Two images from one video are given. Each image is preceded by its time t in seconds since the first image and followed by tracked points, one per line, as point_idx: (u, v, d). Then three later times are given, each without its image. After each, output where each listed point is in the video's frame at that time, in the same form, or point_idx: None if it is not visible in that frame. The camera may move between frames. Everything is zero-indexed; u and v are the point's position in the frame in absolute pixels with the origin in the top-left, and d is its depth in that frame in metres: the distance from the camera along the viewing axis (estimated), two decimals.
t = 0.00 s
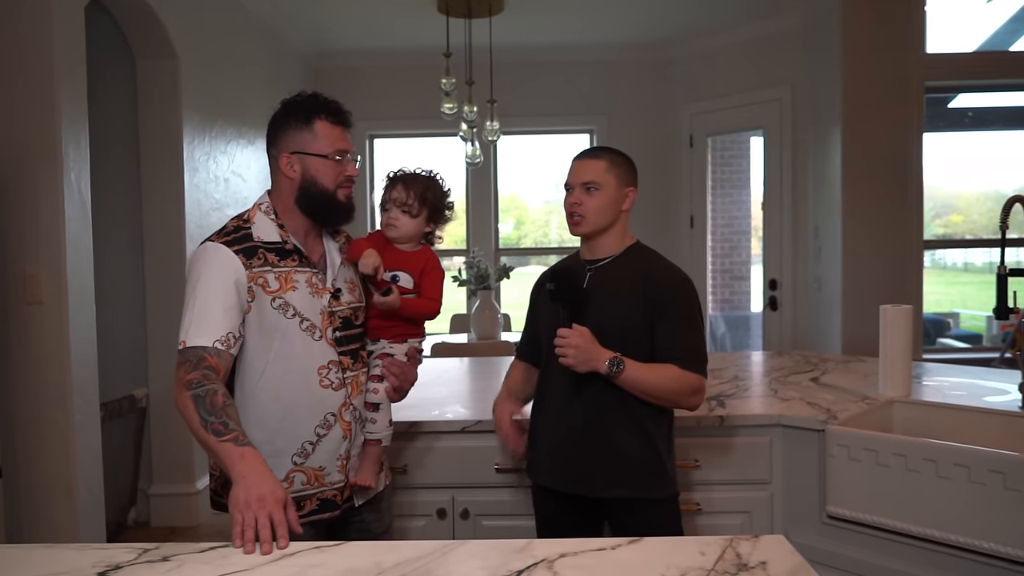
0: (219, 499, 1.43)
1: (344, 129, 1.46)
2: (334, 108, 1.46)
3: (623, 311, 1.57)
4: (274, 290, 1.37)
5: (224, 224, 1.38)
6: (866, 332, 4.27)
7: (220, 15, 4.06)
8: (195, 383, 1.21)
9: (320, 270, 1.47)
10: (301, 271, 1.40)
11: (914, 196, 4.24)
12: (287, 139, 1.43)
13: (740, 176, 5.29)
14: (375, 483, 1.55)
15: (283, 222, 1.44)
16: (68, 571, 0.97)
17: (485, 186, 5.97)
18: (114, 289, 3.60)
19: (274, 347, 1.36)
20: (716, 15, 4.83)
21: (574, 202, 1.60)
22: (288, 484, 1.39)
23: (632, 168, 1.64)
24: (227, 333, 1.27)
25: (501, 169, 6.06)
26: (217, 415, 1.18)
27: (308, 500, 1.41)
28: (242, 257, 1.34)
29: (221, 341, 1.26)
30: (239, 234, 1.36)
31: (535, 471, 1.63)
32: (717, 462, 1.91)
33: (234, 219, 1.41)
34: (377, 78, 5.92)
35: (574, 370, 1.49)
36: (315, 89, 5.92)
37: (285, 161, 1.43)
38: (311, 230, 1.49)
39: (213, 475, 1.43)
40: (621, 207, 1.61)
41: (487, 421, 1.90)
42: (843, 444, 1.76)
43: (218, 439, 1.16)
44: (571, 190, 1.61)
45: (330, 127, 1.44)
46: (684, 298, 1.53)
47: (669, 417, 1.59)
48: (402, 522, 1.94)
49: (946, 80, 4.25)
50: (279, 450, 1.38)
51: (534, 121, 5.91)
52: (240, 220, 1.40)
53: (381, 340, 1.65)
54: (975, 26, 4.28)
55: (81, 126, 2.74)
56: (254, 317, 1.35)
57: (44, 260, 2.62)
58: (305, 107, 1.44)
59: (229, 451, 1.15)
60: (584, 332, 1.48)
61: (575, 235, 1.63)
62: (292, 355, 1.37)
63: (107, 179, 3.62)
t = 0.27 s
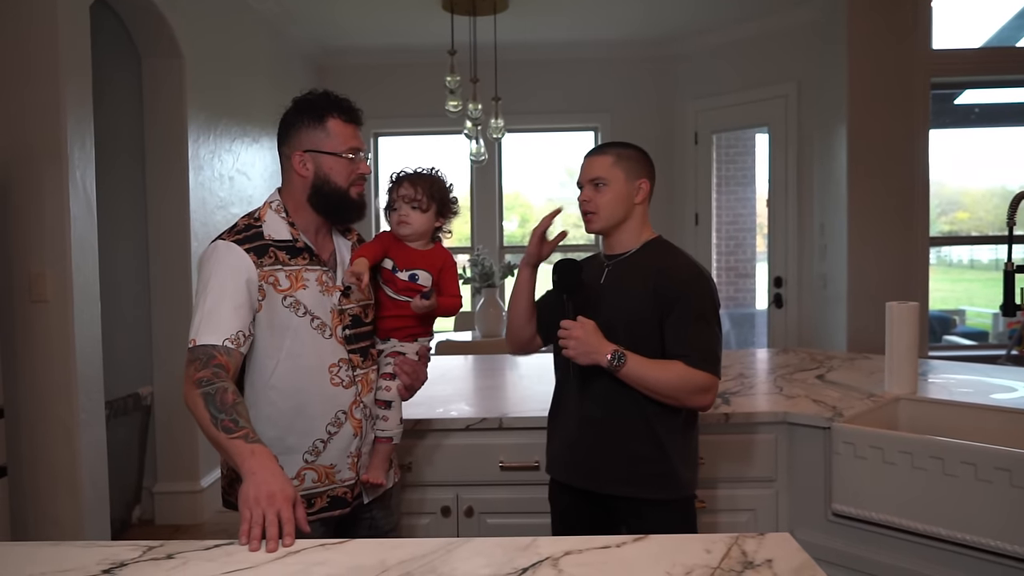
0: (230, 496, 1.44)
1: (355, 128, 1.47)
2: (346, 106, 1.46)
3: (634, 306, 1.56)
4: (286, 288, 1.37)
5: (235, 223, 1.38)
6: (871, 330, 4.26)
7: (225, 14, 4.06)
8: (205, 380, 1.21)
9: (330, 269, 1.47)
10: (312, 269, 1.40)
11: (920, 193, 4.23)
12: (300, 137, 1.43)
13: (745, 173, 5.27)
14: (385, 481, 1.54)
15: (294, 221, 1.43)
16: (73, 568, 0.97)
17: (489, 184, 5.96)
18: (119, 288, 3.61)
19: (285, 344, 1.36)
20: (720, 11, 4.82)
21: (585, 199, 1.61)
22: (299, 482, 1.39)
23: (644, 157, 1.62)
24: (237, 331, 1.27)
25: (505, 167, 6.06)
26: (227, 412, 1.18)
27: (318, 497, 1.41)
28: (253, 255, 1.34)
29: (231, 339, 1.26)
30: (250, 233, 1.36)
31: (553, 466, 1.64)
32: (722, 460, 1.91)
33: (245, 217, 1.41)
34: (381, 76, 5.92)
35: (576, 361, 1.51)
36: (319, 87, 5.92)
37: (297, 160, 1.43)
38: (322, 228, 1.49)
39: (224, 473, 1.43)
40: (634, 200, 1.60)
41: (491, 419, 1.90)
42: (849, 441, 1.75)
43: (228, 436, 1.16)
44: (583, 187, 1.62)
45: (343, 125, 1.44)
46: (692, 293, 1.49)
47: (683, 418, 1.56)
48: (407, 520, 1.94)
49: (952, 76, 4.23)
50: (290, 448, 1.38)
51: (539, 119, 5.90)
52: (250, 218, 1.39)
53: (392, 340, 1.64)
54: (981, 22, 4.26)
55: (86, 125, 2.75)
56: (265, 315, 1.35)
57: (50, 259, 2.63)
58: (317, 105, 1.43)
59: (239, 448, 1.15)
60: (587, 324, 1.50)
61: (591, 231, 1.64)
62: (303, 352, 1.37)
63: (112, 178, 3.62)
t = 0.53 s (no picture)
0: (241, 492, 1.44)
1: (364, 127, 1.47)
2: (354, 106, 1.46)
3: (645, 304, 1.56)
4: (292, 285, 1.37)
5: (241, 221, 1.39)
6: (876, 328, 4.25)
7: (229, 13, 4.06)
8: (213, 377, 1.21)
9: (337, 265, 1.47)
10: (318, 266, 1.40)
11: (925, 191, 4.21)
12: (308, 136, 1.43)
13: (750, 170, 5.26)
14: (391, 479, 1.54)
15: (301, 219, 1.44)
16: (80, 566, 0.97)
17: (493, 182, 5.96)
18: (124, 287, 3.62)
19: (292, 341, 1.37)
20: (724, 8, 4.81)
21: (604, 197, 1.61)
22: (307, 478, 1.39)
23: (662, 155, 1.62)
24: (246, 327, 1.28)
25: (509, 165, 6.06)
26: (233, 410, 1.18)
27: (326, 495, 1.41)
28: (260, 251, 1.35)
29: (240, 335, 1.27)
30: (257, 230, 1.37)
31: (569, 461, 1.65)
32: (727, 458, 1.91)
33: (252, 215, 1.41)
34: (384, 75, 5.92)
35: (588, 360, 1.53)
36: (323, 85, 5.93)
37: (305, 158, 1.43)
38: (329, 226, 1.49)
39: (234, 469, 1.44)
40: (653, 197, 1.60)
41: (496, 417, 1.90)
42: (854, 439, 1.75)
43: (233, 433, 1.16)
44: (601, 186, 1.63)
45: (351, 125, 1.44)
46: (710, 292, 1.49)
47: (698, 420, 1.55)
48: (413, 518, 1.94)
49: (957, 73, 4.21)
50: (298, 445, 1.38)
51: (542, 117, 5.90)
52: (257, 217, 1.40)
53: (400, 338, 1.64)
54: (986, 18, 4.24)
55: (91, 124, 2.75)
56: (272, 312, 1.35)
57: (56, 258, 2.64)
58: (326, 104, 1.44)
59: (244, 446, 1.15)
60: (599, 323, 1.52)
61: (611, 229, 1.64)
62: (310, 349, 1.38)
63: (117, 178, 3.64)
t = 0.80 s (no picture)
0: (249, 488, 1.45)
1: (369, 126, 1.47)
2: (360, 105, 1.47)
3: (659, 304, 1.56)
4: (300, 282, 1.37)
5: (249, 218, 1.39)
6: (881, 326, 4.24)
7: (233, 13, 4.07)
8: (221, 373, 1.21)
9: (345, 262, 1.46)
10: (326, 264, 1.40)
11: (930, 189, 4.19)
12: (314, 135, 1.43)
13: (754, 168, 5.25)
14: (397, 475, 1.55)
15: (308, 218, 1.43)
16: (86, 564, 0.97)
17: (498, 181, 5.95)
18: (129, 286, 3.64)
19: (300, 338, 1.37)
20: (728, 6, 4.79)
21: (618, 194, 1.60)
22: (315, 475, 1.40)
23: (680, 154, 1.61)
24: (254, 324, 1.28)
25: (513, 163, 6.06)
26: (240, 406, 1.18)
27: (334, 491, 1.42)
28: (267, 248, 1.35)
29: (248, 331, 1.27)
30: (264, 228, 1.37)
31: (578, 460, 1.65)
32: (732, 456, 1.91)
33: (259, 213, 1.41)
34: (388, 74, 5.92)
35: (601, 360, 1.52)
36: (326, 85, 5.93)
37: (311, 157, 1.43)
38: (336, 224, 1.49)
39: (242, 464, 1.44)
40: (668, 195, 1.59)
41: (501, 416, 1.90)
42: (860, 438, 1.75)
43: (240, 430, 1.16)
44: (616, 181, 1.62)
45: (356, 124, 1.44)
46: (725, 293, 1.49)
47: (710, 421, 1.55)
48: (418, 517, 1.94)
49: (962, 71, 4.20)
50: (306, 441, 1.39)
51: (546, 116, 5.90)
52: (265, 214, 1.40)
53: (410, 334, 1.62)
54: (991, 15, 4.23)
55: (96, 123, 2.76)
56: (280, 309, 1.35)
57: (61, 257, 2.65)
58: (331, 103, 1.44)
59: (250, 442, 1.15)
60: (612, 323, 1.51)
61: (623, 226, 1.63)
62: (318, 347, 1.38)
63: (122, 178, 3.65)
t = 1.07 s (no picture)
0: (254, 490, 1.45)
1: (369, 125, 1.47)
2: (359, 104, 1.46)
3: (665, 305, 1.56)
4: (304, 283, 1.37)
5: (253, 220, 1.39)
6: (884, 328, 4.23)
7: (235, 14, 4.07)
8: (224, 375, 1.22)
9: (349, 263, 1.46)
10: (330, 265, 1.40)
11: (933, 189, 4.18)
12: (314, 136, 1.43)
13: (756, 169, 5.25)
14: (400, 476, 1.54)
15: (312, 218, 1.44)
16: (88, 566, 0.98)
17: (499, 182, 5.95)
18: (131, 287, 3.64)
19: (305, 340, 1.37)
20: (730, 7, 4.79)
21: (623, 194, 1.61)
22: (320, 477, 1.40)
23: (686, 154, 1.60)
24: (257, 325, 1.28)
25: (515, 164, 6.06)
26: (243, 409, 1.19)
27: (340, 493, 1.42)
28: (271, 250, 1.35)
29: (251, 333, 1.27)
30: (269, 229, 1.37)
31: (582, 462, 1.65)
32: (734, 458, 1.91)
33: (263, 214, 1.42)
34: (390, 75, 5.92)
35: (606, 361, 1.52)
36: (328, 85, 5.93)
37: (313, 158, 1.43)
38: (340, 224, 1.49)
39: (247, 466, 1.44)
40: (673, 196, 1.59)
41: (503, 417, 1.90)
42: (861, 439, 1.75)
43: (243, 432, 1.17)
44: (621, 181, 1.62)
45: (356, 122, 1.44)
46: (732, 293, 1.49)
47: (715, 423, 1.54)
48: (420, 517, 1.95)
49: (965, 72, 4.19)
50: (311, 443, 1.39)
51: (548, 116, 5.90)
52: (269, 216, 1.41)
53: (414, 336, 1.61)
54: (993, 17, 4.22)
55: (98, 125, 2.77)
56: (284, 310, 1.36)
57: (64, 258, 2.65)
58: (331, 103, 1.44)
59: (254, 445, 1.16)
60: (617, 324, 1.51)
61: (628, 226, 1.63)
62: (322, 348, 1.38)
63: (124, 179, 3.65)
